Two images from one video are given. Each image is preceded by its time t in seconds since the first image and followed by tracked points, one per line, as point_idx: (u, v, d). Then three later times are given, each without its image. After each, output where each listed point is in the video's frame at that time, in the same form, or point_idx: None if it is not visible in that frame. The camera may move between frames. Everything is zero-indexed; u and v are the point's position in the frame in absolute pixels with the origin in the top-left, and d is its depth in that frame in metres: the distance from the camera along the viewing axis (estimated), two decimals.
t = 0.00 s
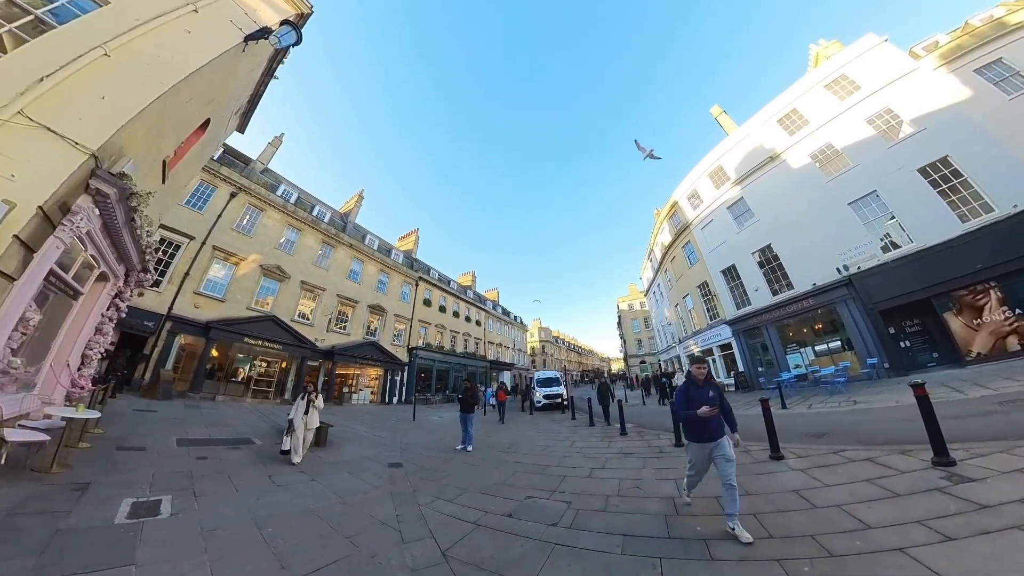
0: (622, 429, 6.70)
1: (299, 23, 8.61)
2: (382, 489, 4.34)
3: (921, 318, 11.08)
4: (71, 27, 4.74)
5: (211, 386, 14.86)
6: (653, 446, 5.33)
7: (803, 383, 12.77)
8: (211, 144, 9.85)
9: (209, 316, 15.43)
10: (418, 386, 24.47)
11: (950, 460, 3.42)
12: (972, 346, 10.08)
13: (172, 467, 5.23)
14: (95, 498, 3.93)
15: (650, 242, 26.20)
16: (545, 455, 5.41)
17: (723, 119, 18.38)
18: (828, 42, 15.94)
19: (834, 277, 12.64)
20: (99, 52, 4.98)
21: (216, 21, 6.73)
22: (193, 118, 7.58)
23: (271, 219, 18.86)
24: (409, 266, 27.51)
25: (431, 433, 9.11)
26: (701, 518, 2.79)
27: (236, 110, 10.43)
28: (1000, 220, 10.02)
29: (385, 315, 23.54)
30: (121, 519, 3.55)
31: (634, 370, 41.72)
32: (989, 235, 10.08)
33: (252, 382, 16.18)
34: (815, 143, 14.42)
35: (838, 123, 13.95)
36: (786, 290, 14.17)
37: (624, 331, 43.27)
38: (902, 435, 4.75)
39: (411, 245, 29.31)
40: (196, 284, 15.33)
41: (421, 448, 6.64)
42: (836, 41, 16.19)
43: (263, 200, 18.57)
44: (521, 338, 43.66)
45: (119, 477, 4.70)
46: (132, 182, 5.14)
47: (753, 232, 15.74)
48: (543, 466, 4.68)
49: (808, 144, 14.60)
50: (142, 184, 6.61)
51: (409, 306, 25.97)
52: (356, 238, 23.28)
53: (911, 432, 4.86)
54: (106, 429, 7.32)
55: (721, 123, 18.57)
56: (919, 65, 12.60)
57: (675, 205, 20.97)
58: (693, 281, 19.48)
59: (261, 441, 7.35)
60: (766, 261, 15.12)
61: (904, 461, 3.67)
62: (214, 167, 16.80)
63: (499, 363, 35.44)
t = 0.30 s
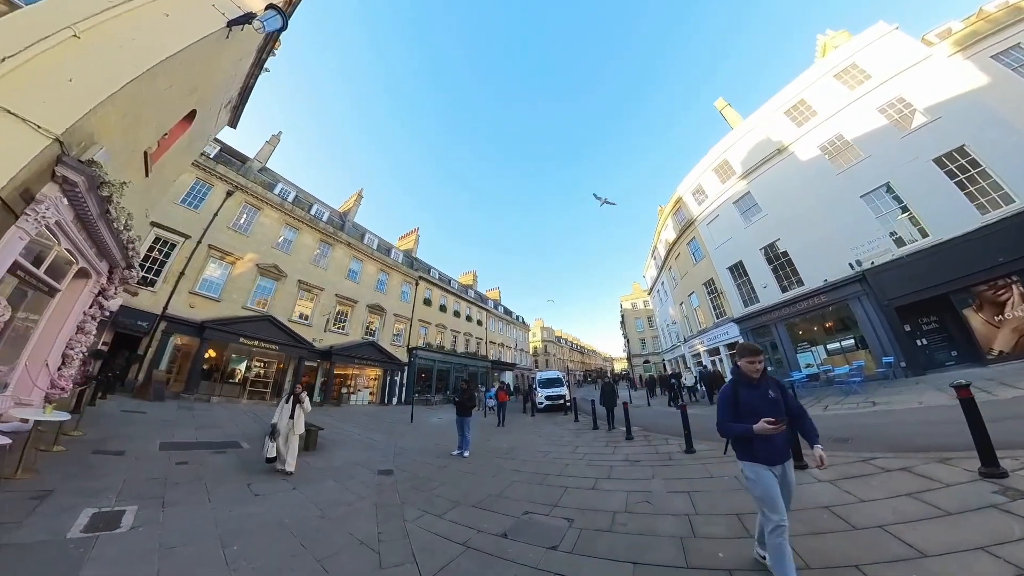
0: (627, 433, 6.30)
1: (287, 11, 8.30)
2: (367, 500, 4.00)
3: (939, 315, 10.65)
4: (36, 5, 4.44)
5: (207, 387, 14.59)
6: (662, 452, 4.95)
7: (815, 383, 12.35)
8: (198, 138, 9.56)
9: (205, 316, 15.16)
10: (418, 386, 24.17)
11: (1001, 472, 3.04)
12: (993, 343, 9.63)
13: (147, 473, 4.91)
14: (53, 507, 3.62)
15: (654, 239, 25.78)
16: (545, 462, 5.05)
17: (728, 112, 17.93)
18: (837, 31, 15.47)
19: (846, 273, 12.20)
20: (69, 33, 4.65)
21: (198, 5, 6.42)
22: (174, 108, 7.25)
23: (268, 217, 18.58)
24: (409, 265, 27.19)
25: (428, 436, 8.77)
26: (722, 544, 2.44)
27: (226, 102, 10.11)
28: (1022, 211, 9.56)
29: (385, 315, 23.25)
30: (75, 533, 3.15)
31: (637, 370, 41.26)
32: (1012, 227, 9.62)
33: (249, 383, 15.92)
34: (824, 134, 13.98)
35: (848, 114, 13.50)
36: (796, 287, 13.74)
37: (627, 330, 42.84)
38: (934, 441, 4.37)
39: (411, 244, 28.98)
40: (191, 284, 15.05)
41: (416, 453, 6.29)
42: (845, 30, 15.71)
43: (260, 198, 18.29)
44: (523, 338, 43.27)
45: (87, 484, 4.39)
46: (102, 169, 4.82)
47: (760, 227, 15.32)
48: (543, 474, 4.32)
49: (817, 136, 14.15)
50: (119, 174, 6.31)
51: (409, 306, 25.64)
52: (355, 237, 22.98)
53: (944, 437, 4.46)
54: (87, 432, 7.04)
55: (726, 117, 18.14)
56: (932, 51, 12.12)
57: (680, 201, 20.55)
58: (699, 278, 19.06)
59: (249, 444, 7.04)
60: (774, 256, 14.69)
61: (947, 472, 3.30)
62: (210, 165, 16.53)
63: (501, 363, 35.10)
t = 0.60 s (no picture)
0: (633, 434, 5.96)
1: None
2: (353, 505, 3.70)
3: (955, 309, 10.30)
4: None
5: (201, 386, 14.34)
6: (673, 454, 4.63)
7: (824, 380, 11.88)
8: (188, 128, 9.31)
9: (201, 314, 14.88)
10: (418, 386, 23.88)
11: None
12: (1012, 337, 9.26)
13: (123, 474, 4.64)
14: (10, 510, 3.35)
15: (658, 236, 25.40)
16: (547, 465, 4.74)
17: (733, 105, 17.56)
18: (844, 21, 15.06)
19: (858, 267, 11.82)
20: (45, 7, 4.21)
21: None
22: (158, 94, 6.97)
23: (266, 214, 18.30)
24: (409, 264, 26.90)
25: (425, 437, 8.46)
26: (750, 559, 2.13)
27: (218, 94, 9.85)
28: None
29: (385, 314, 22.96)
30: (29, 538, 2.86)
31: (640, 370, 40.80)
32: None
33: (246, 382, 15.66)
34: (832, 125, 13.59)
35: (857, 104, 13.11)
36: (805, 282, 13.37)
37: (630, 330, 42.40)
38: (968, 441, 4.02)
39: (411, 242, 28.67)
40: (188, 281, 14.80)
41: (410, 455, 5.98)
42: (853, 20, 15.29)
43: (258, 195, 18.04)
44: (525, 337, 42.90)
45: (56, 485, 4.14)
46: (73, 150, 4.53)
47: (767, 221, 14.96)
48: (544, 479, 4.01)
49: (825, 126, 13.77)
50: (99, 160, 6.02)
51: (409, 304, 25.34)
52: (354, 235, 22.71)
53: (980, 437, 4.11)
54: (70, 431, 6.79)
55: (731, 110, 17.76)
56: (943, 38, 11.71)
57: (684, 196, 20.19)
58: (704, 275, 18.69)
59: (238, 444, 6.77)
60: (782, 251, 14.32)
61: (995, 477, 2.96)
62: (207, 162, 16.32)
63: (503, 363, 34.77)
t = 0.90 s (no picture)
0: (640, 440, 5.62)
1: None
2: (335, 518, 3.39)
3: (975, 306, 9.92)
4: None
5: (196, 386, 14.02)
6: (684, 461, 4.29)
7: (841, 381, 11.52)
8: (175, 120, 8.98)
9: (196, 313, 14.55)
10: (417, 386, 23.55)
11: None
12: None
13: (93, 483, 4.35)
14: None
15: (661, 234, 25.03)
16: (547, 473, 4.42)
17: (738, 99, 17.18)
18: (853, 11, 14.64)
19: (870, 263, 11.43)
20: None
21: None
22: (138, 79, 6.63)
23: (263, 212, 18.00)
24: (409, 262, 26.60)
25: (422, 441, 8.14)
26: None
27: (207, 85, 9.54)
28: None
29: (384, 313, 22.64)
30: None
31: (643, 370, 40.43)
32: None
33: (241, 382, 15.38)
34: (841, 117, 13.19)
35: (867, 94, 12.71)
36: (815, 278, 12.97)
37: (633, 329, 42.06)
38: (1008, 448, 3.68)
39: (411, 241, 28.35)
40: (182, 280, 14.50)
41: (404, 461, 5.66)
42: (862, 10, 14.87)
43: (255, 192, 17.75)
44: (527, 337, 42.56)
45: (18, 492, 3.86)
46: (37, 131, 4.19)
47: (774, 217, 14.58)
48: (545, 491, 3.70)
49: (833, 118, 13.37)
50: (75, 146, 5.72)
51: (409, 304, 25.02)
52: (353, 233, 22.42)
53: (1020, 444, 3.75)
54: (50, 433, 6.51)
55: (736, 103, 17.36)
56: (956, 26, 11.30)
57: (688, 192, 19.81)
58: (709, 272, 18.30)
59: (224, 448, 6.47)
60: (790, 247, 13.93)
61: None
62: (203, 159, 16.06)
63: (504, 363, 34.44)
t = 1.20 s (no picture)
0: (646, 442, 5.26)
1: None
2: (310, 527, 3.10)
3: (990, 300, 9.58)
4: None
5: (188, 386, 13.73)
6: (693, 463, 3.98)
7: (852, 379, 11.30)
8: (162, 109, 8.69)
9: (189, 311, 14.27)
10: (416, 385, 23.24)
11: None
12: None
13: (60, 483, 4.06)
14: None
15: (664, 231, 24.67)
16: (546, 477, 4.11)
17: (741, 91, 16.82)
18: None
19: (880, 257, 11.08)
20: None
21: None
22: (118, 62, 6.33)
23: (258, 208, 17.71)
24: (408, 260, 26.31)
25: (417, 441, 7.84)
26: None
27: (197, 75, 9.26)
28: None
29: (382, 311, 22.35)
30: None
31: (645, 369, 40.07)
32: None
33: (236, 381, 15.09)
34: (848, 107, 12.84)
35: (875, 84, 12.35)
36: (823, 273, 12.64)
37: (635, 328, 41.72)
38: None
39: (411, 239, 28.03)
40: (176, 277, 14.22)
41: (394, 463, 5.36)
42: None
43: (250, 188, 17.46)
44: (528, 336, 42.24)
45: None
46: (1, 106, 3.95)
47: (780, 211, 14.23)
48: (542, 497, 3.40)
49: (840, 109, 13.01)
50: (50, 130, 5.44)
51: (407, 302, 24.73)
52: (351, 230, 22.14)
53: None
54: (27, 431, 6.24)
55: (740, 96, 17.00)
56: (968, 12, 10.95)
57: (691, 187, 19.46)
58: (713, 268, 17.95)
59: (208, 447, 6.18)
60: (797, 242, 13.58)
61: None
62: (198, 154, 15.78)
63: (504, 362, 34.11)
